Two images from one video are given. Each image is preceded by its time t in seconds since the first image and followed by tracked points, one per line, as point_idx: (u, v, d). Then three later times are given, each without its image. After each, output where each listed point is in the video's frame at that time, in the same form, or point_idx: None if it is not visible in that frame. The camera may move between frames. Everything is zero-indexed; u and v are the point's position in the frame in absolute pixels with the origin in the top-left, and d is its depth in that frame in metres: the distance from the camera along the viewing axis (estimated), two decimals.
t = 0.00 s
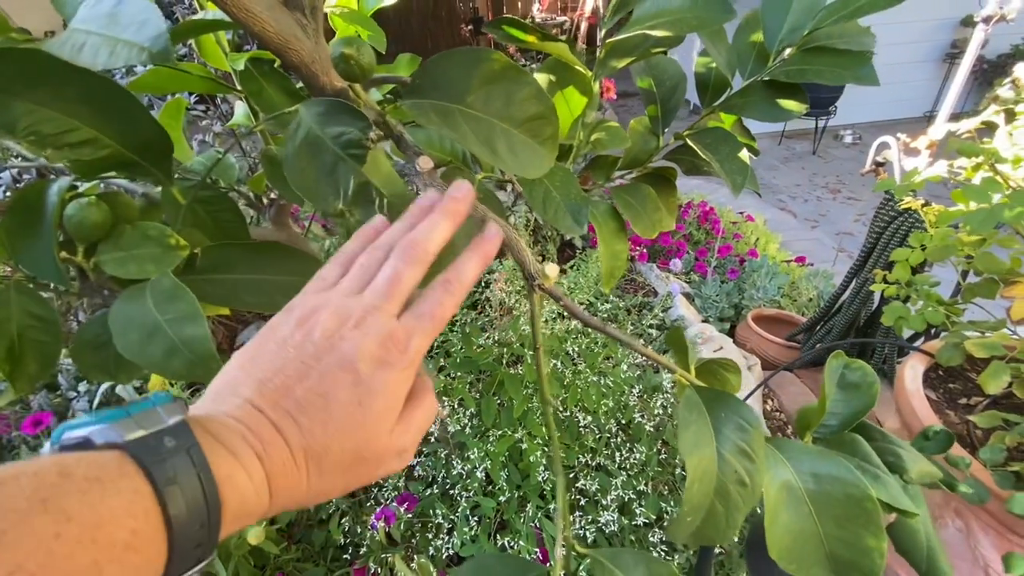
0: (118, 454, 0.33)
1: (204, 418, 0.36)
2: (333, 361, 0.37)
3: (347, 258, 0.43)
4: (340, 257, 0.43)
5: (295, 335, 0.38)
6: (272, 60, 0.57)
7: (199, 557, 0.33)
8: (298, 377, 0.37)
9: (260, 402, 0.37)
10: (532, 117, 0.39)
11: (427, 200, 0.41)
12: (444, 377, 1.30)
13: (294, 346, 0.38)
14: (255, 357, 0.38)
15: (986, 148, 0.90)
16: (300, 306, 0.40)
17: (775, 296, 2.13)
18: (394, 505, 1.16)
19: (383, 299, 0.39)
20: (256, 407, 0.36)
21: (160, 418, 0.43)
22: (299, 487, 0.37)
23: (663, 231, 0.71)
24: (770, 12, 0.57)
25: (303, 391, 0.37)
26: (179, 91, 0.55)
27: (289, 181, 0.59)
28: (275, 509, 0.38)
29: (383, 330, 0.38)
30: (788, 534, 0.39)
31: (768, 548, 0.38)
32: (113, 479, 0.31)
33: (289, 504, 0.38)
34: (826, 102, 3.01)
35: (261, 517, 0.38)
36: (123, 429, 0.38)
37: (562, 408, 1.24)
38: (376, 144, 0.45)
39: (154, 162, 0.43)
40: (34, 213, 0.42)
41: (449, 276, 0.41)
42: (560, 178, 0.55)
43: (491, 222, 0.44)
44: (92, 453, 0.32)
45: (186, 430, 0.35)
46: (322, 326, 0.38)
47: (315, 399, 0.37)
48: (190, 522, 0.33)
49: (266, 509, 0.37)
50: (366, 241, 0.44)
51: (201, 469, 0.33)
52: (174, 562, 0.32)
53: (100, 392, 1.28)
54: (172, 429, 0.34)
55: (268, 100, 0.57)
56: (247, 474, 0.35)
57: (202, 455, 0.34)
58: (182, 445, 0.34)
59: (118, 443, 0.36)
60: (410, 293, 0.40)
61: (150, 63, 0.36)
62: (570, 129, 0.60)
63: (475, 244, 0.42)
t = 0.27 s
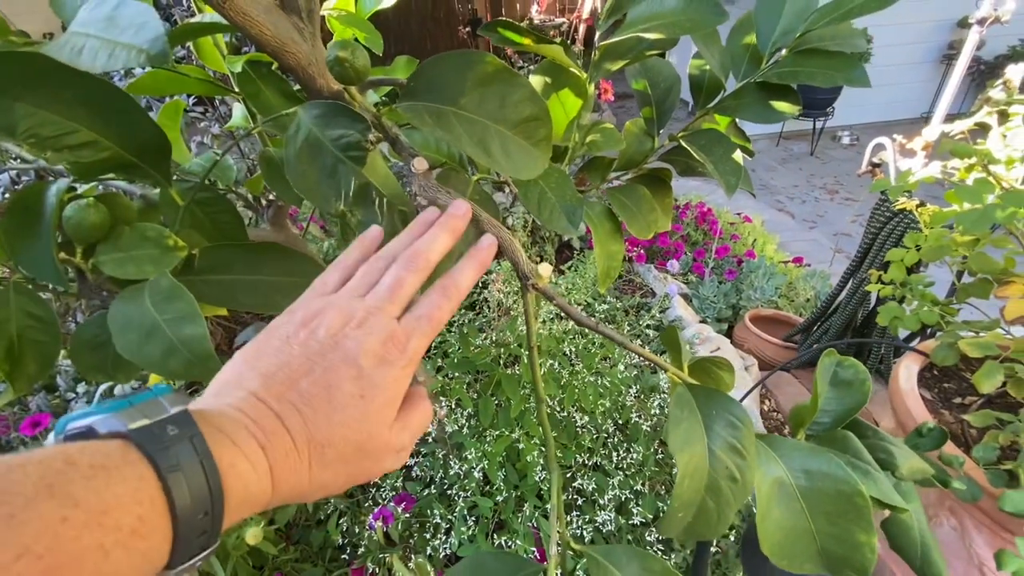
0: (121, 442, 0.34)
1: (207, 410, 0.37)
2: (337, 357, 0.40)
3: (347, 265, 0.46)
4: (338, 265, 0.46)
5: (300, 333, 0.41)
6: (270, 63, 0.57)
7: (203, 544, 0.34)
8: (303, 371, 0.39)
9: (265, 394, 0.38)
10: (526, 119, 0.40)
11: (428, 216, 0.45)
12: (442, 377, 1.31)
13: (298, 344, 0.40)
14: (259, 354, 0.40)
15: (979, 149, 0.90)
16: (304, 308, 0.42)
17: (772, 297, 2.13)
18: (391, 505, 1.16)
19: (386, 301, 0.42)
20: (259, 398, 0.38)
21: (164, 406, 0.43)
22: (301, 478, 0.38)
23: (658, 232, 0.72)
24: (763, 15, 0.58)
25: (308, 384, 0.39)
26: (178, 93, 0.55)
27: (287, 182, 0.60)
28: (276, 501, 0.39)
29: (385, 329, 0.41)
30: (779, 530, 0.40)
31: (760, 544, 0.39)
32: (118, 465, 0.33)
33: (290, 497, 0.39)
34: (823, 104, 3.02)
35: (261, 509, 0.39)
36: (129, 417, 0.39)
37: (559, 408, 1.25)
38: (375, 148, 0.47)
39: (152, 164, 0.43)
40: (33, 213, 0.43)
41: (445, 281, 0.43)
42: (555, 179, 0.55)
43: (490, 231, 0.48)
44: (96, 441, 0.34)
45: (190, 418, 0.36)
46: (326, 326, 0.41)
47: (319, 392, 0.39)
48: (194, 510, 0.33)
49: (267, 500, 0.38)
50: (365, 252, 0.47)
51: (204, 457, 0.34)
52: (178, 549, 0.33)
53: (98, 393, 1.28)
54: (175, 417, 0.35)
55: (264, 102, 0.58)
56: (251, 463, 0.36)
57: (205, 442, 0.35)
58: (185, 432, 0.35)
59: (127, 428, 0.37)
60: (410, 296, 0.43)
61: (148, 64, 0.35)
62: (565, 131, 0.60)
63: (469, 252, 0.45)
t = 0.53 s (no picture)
0: (132, 436, 0.35)
1: (220, 405, 0.38)
2: (354, 356, 0.40)
3: (359, 274, 0.46)
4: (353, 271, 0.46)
5: (318, 332, 0.41)
6: (268, 63, 0.57)
7: (214, 539, 0.34)
8: (320, 369, 0.40)
9: (281, 391, 0.39)
10: (524, 120, 0.40)
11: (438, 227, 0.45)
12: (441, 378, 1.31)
13: (315, 343, 0.41)
14: (275, 350, 0.41)
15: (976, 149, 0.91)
16: (322, 308, 0.43)
17: (770, 297, 2.14)
18: (391, 506, 1.16)
19: (400, 304, 0.42)
20: (275, 394, 0.38)
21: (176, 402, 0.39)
22: (314, 475, 0.38)
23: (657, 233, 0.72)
24: (760, 16, 0.58)
25: (324, 382, 0.39)
26: (176, 94, 0.55)
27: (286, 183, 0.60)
28: (288, 497, 0.39)
29: (400, 332, 0.41)
30: (776, 529, 0.40)
31: (755, 543, 0.40)
32: (129, 458, 0.33)
33: (303, 493, 0.39)
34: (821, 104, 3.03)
35: (273, 505, 0.39)
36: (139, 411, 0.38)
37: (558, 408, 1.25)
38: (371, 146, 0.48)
39: (151, 164, 0.43)
40: (33, 215, 0.43)
41: (457, 286, 0.44)
42: (553, 180, 0.55)
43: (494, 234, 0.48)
44: (107, 434, 0.34)
45: (200, 412, 0.36)
46: (343, 326, 0.41)
47: (335, 390, 0.39)
48: (204, 505, 0.34)
49: (279, 496, 0.38)
50: (372, 265, 0.47)
51: (215, 452, 0.35)
52: (188, 544, 0.33)
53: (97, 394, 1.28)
54: (185, 411, 0.36)
55: (264, 103, 0.58)
56: (264, 459, 0.37)
57: (215, 437, 0.35)
58: (195, 427, 0.35)
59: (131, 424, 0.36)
60: (424, 300, 0.43)
61: (147, 66, 0.37)
62: (563, 132, 0.61)
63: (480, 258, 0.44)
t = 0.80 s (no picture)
0: (134, 429, 0.35)
1: (223, 398, 0.38)
2: (358, 350, 0.40)
3: (369, 262, 0.47)
4: (358, 262, 0.46)
5: (322, 325, 0.41)
6: (270, 66, 0.58)
7: (216, 534, 0.35)
8: (323, 363, 0.40)
9: (284, 384, 0.39)
10: (527, 121, 0.40)
11: (449, 219, 0.46)
12: (441, 379, 1.31)
13: (318, 336, 0.41)
14: (278, 342, 0.41)
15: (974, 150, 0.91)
16: (325, 301, 0.43)
17: (770, 298, 2.14)
18: (392, 507, 1.16)
19: (406, 298, 0.43)
20: (278, 387, 0.39)
21: (180, 388, 0.37)
22: (317, 469, 0.39)
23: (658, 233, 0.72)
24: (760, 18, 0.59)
25: (328, 375, 0.39)
26: (178, 96, 0.55)
27: (288, 184, 0.60)
28: (290, 490, 0.39)
29: (406, 326, 0.42)
30: (780, 529, 0.40)
31: (761, 542, 0.40)
32: (131, 451, 0.33)
33: (305, 487, 0.39)
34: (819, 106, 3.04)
35: (275, 498, 0.39)
36: (142, 400, 0.37)
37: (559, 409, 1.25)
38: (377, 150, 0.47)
39: (155, 167, 0.44)
40: (36, 216, 0.43)
41: (463, 279, 0.45)
42: (555, 181, 0.56)
43: (499, 232, 0.50)
44: (108, 428, 0.34)
45: (202, 405, 0.36)
46: (347, 320, 0.42)
47: (339, 384, 0.39)
48: (206, 499, 0.34)
49: (281, 489, 0.39)
50: (387, 249, 0.48)
51: (217, 445, 0.35)
52: (189, 538, 0.34)
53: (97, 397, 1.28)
54: (187, 405, 0.36)
55: (265, 105, 0.58)
56: (266, 453, 0.37)
57: (217, 430, 0.35)
58: (198, 420, 0.35)
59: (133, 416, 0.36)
60: (431, 292, 0.44)
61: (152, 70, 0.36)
62: (564, 133, 0.61)
63: (486, 252, 0.47)
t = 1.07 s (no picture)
0: (136, 433, 0.35)
1: (225, 401, 0.38)
2: (362, 351, 0.41)
3: (371, 264, 0.49)
4: (363, 265, 0.48)
5: (325, 327, 0.43)
6: (269, 68, 0.58)
7: (219, 538, 0.34)
8: (327, 363, 0.41)
9: (287, 386, 0.39)
10: (526, 124, 0.40)
11: (451, 221, 0.47)
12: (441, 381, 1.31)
13: (322, 338, 0.42)
14: (282, 345, 0.42)
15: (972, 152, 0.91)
16: (329, 304, 0.45)
17: (769, 299, 2.14)
18: (391, 510, 1.15)
19: (410, 298, 0.44)
20: (282, 389, 0.39)
21: (183, 390, 0.38)
22: (322, 470, 0.39)
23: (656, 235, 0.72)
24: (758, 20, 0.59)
25: (332, 376, 0.40)
26: (176, 98, 0.55)
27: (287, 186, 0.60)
28: (293, 493, 0.39)
29: (409, 326, 0.43)
30: (779, 532, 0.40)
31: (760, 546, 0.40)
32: (133, 455, 0.33)
33: (308, 489, 0.40)
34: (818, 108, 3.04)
35: (278, 502, 0.39)
36: (144, 403, 0.36)
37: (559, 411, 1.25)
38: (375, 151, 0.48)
39: (152, 168, 0.44)
40: (34, 219, 0.43)
41: (466, 281, 0.46)
42: (554, 184, 0.56)
43: (499, 236, 0.50)
44: (110, 432, 0.34)
45: (204, 408, 0.36)
46: (351, 322, 0.43)
47: (343, 384, 0.40)
48: (209, 502, 0.34)
49: (284, 492, 0.39)
50: (390, 253, 0.50)
51: (220, 448, 0.35)
52: (192, 542, 0.33)
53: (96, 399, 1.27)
54: (189, 408, 0.36)
55: (264, 107, 0.58)
56: (269, 455, 0.37)
57: (220, 433, 0.35)
58: (200, 423, 0.35)
59: (135, 418, 0.35)
60: (434, 294, 0.45)
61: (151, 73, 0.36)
62: (563, 135, 0.61)
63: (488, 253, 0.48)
